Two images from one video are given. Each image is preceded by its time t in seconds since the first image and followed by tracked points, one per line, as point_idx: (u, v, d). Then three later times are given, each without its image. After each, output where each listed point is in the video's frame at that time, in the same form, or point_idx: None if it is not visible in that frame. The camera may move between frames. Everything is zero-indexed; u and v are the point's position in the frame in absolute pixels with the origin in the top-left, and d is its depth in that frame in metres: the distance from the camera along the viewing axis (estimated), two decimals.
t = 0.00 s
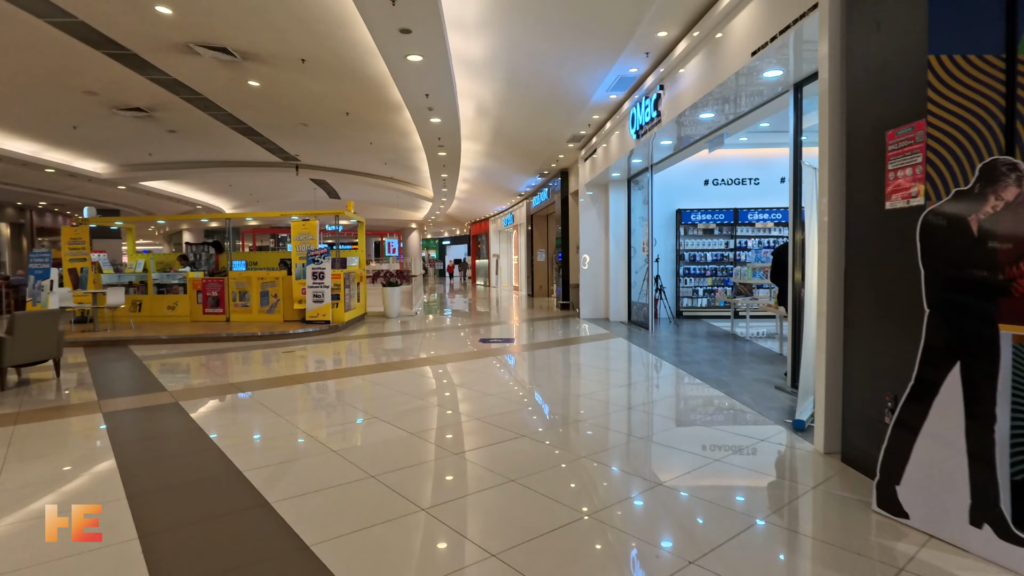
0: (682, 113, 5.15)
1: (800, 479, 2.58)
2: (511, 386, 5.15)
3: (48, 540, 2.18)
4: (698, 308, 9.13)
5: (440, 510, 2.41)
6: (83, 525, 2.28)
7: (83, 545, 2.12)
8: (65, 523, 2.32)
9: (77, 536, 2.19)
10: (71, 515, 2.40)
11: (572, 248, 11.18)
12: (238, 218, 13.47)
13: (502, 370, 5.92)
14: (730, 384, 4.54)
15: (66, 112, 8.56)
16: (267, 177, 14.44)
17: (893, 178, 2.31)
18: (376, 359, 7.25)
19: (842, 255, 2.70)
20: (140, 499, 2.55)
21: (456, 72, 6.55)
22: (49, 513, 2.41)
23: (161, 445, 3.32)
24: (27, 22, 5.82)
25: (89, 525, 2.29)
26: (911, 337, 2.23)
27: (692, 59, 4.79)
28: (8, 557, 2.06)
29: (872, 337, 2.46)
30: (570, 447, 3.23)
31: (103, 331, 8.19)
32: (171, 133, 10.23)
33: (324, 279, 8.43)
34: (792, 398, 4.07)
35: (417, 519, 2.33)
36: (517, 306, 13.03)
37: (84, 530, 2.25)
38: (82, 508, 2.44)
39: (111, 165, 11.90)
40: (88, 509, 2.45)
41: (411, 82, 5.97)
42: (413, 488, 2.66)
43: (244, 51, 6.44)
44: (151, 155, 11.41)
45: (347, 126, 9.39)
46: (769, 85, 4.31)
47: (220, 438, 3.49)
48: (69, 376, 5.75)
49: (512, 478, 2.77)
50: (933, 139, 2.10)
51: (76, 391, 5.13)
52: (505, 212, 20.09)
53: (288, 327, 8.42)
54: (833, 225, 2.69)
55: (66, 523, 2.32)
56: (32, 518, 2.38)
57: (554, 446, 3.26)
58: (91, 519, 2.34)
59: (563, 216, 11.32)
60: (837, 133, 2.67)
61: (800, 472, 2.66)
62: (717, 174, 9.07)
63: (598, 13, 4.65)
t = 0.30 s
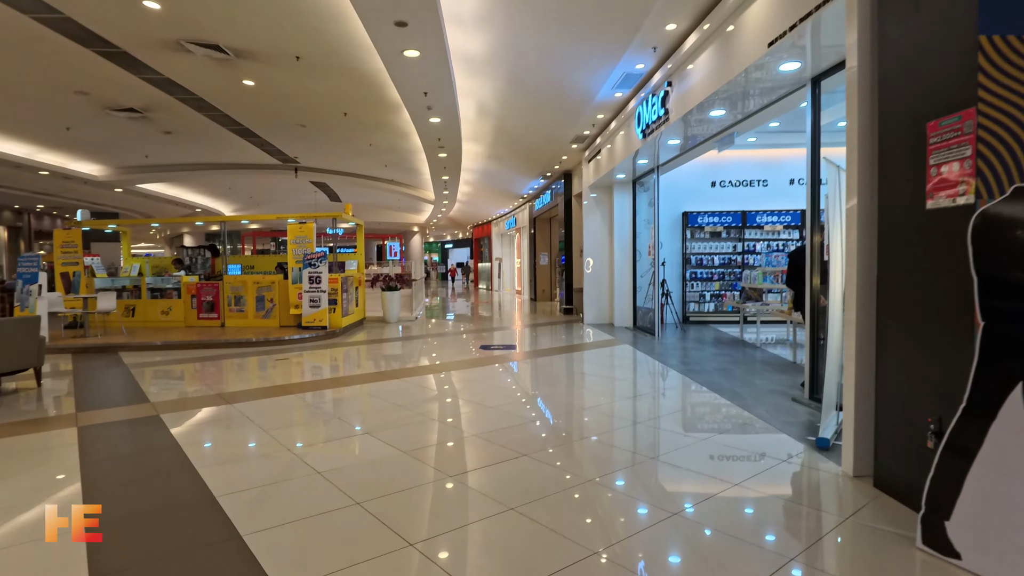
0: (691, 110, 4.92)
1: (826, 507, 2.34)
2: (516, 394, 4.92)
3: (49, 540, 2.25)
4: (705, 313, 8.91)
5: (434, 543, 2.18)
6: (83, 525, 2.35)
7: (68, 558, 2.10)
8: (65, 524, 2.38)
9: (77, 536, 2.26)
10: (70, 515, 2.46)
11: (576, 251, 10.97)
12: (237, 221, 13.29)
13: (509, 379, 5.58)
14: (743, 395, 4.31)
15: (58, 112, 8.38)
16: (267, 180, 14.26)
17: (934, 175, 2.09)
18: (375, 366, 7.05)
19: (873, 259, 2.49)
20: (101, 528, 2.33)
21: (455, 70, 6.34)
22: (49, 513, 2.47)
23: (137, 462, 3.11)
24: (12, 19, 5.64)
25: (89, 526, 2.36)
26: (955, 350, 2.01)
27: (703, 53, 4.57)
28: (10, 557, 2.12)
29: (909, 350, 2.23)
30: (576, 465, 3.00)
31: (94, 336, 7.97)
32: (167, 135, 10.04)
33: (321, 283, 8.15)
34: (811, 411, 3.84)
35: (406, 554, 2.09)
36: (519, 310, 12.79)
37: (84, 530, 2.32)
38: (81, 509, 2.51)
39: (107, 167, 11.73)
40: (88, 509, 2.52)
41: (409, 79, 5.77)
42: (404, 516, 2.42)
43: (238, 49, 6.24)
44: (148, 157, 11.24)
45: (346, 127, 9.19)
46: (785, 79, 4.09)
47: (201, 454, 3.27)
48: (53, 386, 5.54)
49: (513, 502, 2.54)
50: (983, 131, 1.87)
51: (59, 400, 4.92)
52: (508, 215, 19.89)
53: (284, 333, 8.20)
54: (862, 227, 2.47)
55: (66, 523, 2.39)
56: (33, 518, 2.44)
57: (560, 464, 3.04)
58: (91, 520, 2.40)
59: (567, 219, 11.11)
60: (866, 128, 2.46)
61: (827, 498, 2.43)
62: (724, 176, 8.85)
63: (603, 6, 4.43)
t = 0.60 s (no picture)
0: (703, 104, 4.70)
1: (860, 532, 2.13)
2: (523, 401, 4.69)
3: (48, 540, 2.25)
4: (712, 316, 8.69)
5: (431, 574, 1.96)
6: (83, 525, 2.36)
7: None
8: (65, 523, 2.38)
9: (78, 536, 2.26)
10: (71, 515, 2.47)
11: (580, 253, 10.77)
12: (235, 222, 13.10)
13: (519, 387, 5.27)
14: (758, 402, 4.09)
15: (50, 111, 8.19)
16: (266, 180, 14.07)
17: (986, 164, 1.88)
18: (373, 370, 6.85)
19: (912, 260, 2.29)
20: (56, 560, 2.10)
21: (456, 65, 6.13)
22: (51, 512, 2.48)
23: (114, 477, 2.91)
24: None
25: (89, 526, 2.36)
26: (1012, 359, 1.80)
27: (715, 43, 4.36)
28: (10, 558, 2.11)
29: (956, 359, 2.03)
30: (587, 483, 2.77)
31: (86, 340, 7.78)
32: (163, 134, 9.86)
33: (318, 286, 7.97)
34: (832, 420, 3.62)
35: None
36: (522, 313, 12.56)
37: (84, 530, 2.32)
38: (82, 509, 2.52)
39: (103, 167, 11.55)
40: (89, 509, 2.53)
41: (407, 73, 5.56)
42: (395, 544, 2.18)
43: (232, 44, 6.05)
44: (144, 158, 11.06)
45: (345, 126, 9.00)
46: (803, 70, 3.88)
47: (181, 468, 3.07)
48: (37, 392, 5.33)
49: (518, 525, 2.33)
50: None
51: (42, 407, 4.72)
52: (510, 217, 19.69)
53: (280, 337, 7.98)
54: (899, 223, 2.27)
55: (66, 523, 2.39)
56: (34, 518, 2.45)
57: (570, 482, 2.80)
58: (91, 520, 2.41)
59: (570, 220, 10.90)
60: (902, 116, 2.26)
61: (860, 521, 2.21)
62: (732, 176, 8.66)
63: None
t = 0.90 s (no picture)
0: (711, 98, 4.50)
1: (897, 563, 1.92)
2: (524, 409, 4.46)
3: (49, 540, 2.28)
4: (716, 319, 8.47)
5: None
6: (83, 525, 2.39)
7: None
8: (65, 524, 2.41)
9: (78, 536, 2.30)
10: (71, 515, 2.51)
11: (580, 254, 10.57)
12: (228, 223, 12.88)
13: (521, 393, 5.02)
14: (771, 412, 3.89)
15: (35, 108, 7.96)
16: (260, 181, 13.85)
17: None
18: (367, 375, 6.63)
19: (953, 261, 2.09)
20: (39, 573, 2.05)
21: (453, 58, 5.89)
22: (51, 513, 2.52)
23: (82, 497, 2.70)
24: None
25: (89, 526, 2.39)
26: None
27: (725, 33, 4.15)
28: (11, 558, 2.14)
29: (1011, 372, 1.82)
30: (598, 508, 2.49)
31: (71, 344, 7.53)
32: (153, 133, 9.62)
33: (311, 288, 7.77)
34: (851, 432, 3.41)
35: None
36: (520, 316, 12.34)
37: (84, 530, 2.35)
38: (81, 509, 2.55)
39: (93, 167, 11.32)
40: (88, 509, 2.56)
41: (401, 66, 5.34)
42: None
43: (220, 38, 5.83)
44: (134, 157, 10.83)
45: (339, 124, 8.79)
46: (820, 59, 3.67)
47: (155, 486, 2.86)
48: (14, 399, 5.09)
49: (518, 556, 2.10)
50: None
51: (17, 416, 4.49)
52: (509, 218, 19.49)
53: (272, 341, 7.75)
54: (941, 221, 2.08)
55: (66, 523, 2.42)
56: (18, 528, 2.38)
57: (578, 506, 2.53)
58: (91, 520, 2.45)
59: (570, 221, 10.69)
60: (942, 104, 2.07)
61: (895, 551, 2.00)
62: (736, 175, 8.47)
63: None
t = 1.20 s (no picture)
0: (717, 94, 4.32)
1: None
2: (523, 419, 4.23)
3: (49, 539, 2.36)
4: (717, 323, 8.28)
5: None
6: (83, 525, 2.48)
7: None
8: (65, 524, 2.50)
9: (78, 535, 2.39)
10: (71, 515, 2.60)
11: (578, 257, 10.38)
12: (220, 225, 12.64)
13: (522, 402, 4.78)
14: (782, 423, 3.69)
15: (19, 106, 7.75)
16: (253, 182, 13.62)
17: None
18: (360, 381, 6.41)
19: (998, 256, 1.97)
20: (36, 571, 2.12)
21: (448, 55, 5.68)
22: (51, 512, 2.61)
23: (40, 525, 2.48)
24: None
25: (89, 525, 2.49)
26: None
27: (732, 26, 3.98)
28: (14, 555, 2.22)
29: None
30: (602, 530, 2.34)
31: (52, 350, 7.28)
32: (142, 133, 9.40)
33: (302, 292, 7.56)
34: (869, 445, 3.22)
35: None
36: (518, 319, 12.11)
37: (84, 529, 2.45)
38: (81, 509, 2.65)
39: (82, 167, 11.09)
40: (88, 509, 2.66)
41: (394, 61, 5.12)
42: None
43: (206, 32, 5.61)
44: (123, 157, 10.60)
45: (333, 123, 8.58)
46: (834, 51, 3.49)
47: (120, 514, 2.61)
48: None
49: None
50: None
51: None
52: (506, 220, 19.28)
53: (262, 346, 7.52)
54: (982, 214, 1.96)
55: (67, 523, 2.51)
56: None
57: (581, 531, 2.34)
58: (91, 519, 2.55)
59: (568, 223, 10.50)
60: (984, 90, 1.96)
61: None
62: (738, 176, 8.30)
63: None
